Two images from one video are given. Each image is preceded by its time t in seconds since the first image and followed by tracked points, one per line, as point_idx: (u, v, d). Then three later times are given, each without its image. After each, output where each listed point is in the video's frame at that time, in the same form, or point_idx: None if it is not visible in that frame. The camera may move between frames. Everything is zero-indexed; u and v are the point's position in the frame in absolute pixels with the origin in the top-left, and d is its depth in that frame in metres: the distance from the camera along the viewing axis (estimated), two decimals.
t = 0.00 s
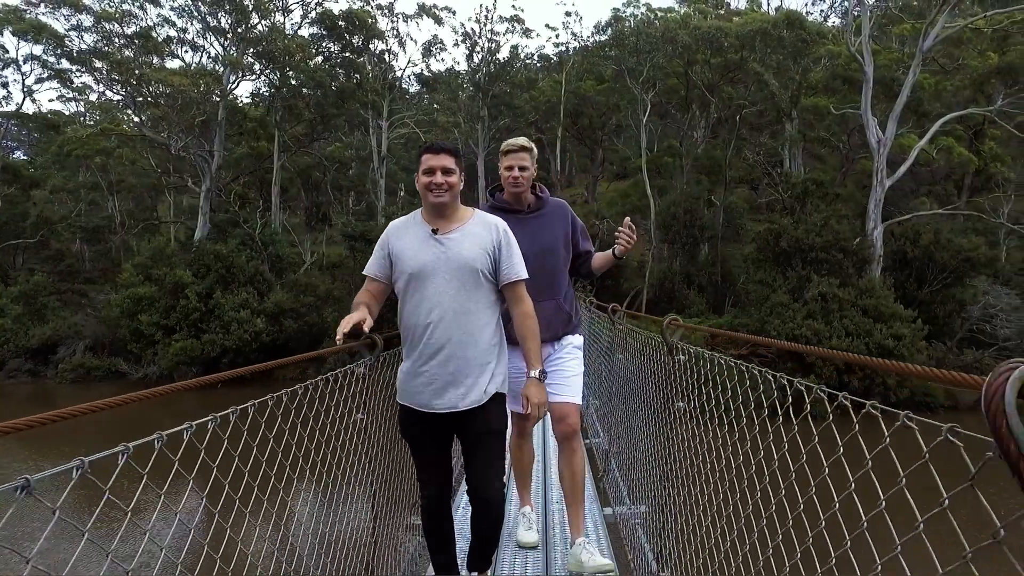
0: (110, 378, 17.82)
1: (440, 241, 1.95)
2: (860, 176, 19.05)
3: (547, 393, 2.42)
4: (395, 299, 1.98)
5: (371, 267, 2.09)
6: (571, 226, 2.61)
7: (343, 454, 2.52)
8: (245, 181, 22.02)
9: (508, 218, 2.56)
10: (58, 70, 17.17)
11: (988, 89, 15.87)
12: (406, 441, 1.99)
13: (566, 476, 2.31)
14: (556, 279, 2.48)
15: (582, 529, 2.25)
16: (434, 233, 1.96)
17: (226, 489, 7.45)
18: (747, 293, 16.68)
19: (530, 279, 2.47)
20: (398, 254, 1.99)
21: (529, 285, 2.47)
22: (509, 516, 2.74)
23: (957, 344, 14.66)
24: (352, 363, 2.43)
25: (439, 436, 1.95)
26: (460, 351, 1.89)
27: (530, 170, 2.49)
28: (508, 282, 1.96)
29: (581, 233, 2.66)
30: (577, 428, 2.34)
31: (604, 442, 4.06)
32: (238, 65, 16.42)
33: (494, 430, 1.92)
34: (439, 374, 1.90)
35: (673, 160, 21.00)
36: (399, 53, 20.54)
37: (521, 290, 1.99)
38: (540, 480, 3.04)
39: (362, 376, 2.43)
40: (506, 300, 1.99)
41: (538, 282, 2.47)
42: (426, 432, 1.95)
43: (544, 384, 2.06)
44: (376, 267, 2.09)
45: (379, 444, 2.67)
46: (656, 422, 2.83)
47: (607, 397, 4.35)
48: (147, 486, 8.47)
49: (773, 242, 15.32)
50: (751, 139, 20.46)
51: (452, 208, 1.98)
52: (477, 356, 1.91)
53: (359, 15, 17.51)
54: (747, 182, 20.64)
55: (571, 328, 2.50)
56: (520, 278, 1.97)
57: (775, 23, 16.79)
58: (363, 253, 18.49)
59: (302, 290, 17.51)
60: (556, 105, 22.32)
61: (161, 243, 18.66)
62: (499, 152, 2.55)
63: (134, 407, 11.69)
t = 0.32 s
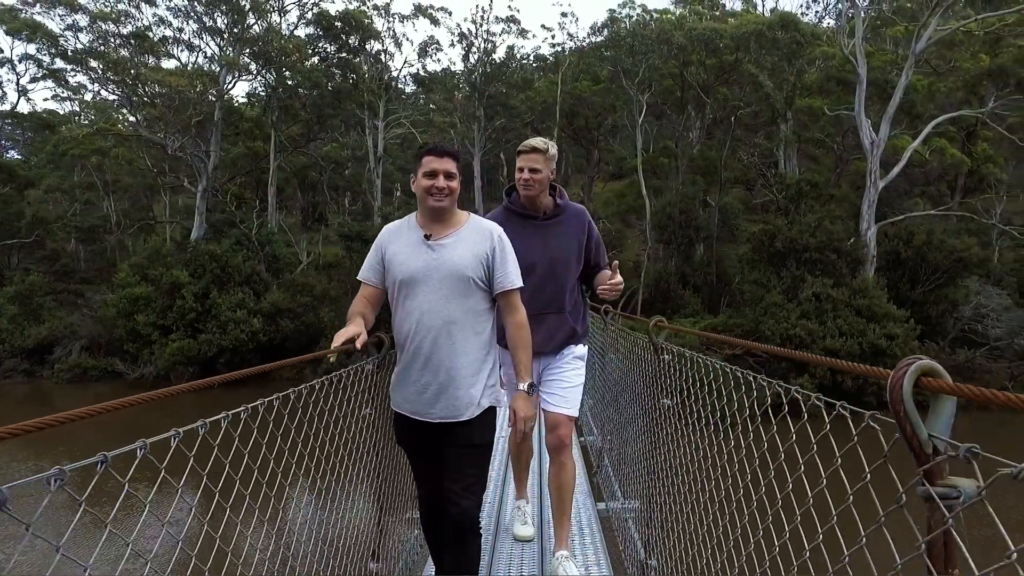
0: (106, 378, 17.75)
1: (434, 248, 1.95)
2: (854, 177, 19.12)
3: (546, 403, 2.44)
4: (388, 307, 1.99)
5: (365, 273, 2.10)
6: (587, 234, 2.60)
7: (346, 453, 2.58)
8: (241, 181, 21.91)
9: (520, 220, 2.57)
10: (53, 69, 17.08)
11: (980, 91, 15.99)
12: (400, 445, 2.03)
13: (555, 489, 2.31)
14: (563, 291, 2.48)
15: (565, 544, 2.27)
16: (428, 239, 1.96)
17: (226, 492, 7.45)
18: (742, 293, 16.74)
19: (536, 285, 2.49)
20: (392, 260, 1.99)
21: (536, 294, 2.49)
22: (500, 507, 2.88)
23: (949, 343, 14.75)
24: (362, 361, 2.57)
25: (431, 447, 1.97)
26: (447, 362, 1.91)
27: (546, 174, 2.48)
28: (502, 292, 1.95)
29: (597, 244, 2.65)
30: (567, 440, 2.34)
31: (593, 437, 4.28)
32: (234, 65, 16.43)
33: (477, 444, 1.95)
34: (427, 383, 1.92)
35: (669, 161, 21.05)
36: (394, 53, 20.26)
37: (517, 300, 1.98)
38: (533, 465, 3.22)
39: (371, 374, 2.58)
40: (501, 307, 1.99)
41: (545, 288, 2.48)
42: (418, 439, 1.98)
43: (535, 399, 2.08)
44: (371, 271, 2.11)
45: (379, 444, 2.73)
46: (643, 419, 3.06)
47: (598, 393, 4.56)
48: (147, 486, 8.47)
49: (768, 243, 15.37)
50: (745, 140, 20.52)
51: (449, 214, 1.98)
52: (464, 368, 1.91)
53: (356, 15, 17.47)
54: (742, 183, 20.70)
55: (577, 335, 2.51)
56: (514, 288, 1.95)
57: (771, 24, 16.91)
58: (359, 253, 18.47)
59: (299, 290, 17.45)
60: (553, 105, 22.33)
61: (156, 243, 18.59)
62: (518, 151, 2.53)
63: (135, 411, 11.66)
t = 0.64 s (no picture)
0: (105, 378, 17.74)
1: (434, 246, 1.95)
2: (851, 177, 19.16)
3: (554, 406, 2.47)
4: (384, 301, 2.00)
5: (366, 264, 2.11)
6: (609, 236, 2.49)
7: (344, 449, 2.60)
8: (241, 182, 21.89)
9: (543, 212, 2.49)
10: (53, 70, 17.09)
11: (976, 92, 16.05)
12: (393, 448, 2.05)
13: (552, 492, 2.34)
14: (572, 294, 2.44)
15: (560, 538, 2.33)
16: (430, 237, 1.97)
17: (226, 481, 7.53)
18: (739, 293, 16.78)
19: (545, 284, 2.44)
20: (391, 254, 2.00)
21: (542, 296, 2.45)
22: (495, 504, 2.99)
23: (945, 344, 14.78)
24: (359, 356, 2.62)
25: (429, 450, 1.99)
26: (436, 362, 1.92)
27: (573, 170, 2.40)
28: (502, 297, 1.95)
29: (616, 252, 2.51)
30: (573, 443, 2.43)
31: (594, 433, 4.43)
32: (233, 66, 16.47)
33: (470, 449, 1.95)
34: (411, 382, 1.94)
35: (667, 162, 21.09)
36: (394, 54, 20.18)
37: (516, 305, 1.97)
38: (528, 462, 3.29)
39: (369, 368, 2.63)
40: (498, 311, 1.98)
41: (557, 288, 2.43)
42: (407, 445, 2.00)
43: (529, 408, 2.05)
44: (371, 263, 2.12)
45: (375, 440, 2.76)
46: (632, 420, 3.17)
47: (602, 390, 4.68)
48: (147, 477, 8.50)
49: (764, 244, 15.40)
50: (743, 141, 20.56)
51: (454, 212, 1.98)
52: (453, 370, 1.92)
53: (355, 16, 17.51)
54: (740, 183, 20.72)
55: (589, 340, 2.46)
56: (514, 295, 1.95)
57: (768, 27, 17.18)
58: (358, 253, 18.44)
59: (298, 290, 17.44)
60: (552, 106, 22.35)
61: (156, 243, 18.60)
62: (546, 142, 2.45)
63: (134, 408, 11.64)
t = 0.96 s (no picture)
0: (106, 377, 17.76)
1: (441, 239, 1.97)
2: (849, 178, 19.18)
3: (559, 403, 2.49)
4: (387, 292, 2.01)
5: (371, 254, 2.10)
6: (616, 235, 2.49)
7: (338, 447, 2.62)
8: (242, 182, 21.88)
9: (550, 209, 2.50)
10: (54, 71, 17.11)
11: (973, 93, 16.11)
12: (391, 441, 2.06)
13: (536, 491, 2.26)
14: (577, 290, 2.45)
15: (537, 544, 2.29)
16: (437, 230, 1.98)
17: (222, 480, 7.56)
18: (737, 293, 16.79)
19: (550, 278, 2.45)
20: (398, 245, 2.00)
21: (547, 291, 2.45)
22: (497, 497, 3.02)
23: (941, 343, 14.81)
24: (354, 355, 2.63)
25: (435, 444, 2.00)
26: (441, 354, 1.93)
27: (583, 166, 2.40)
28: (507, 292, 1.97)
29: (623, 250, 2.50)
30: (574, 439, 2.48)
31: (590, 428, 4.47)
32: (233, 67, 16.51)
33: (474, 443, 1.97)
34: (412, 372, 1.94)
35: (666, 163, 21.12)
36: (393, 53, 19.87)
37: (520, 301, 2.00)
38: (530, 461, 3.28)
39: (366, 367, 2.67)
40: (502, 306, 2.01)
41: (562, 284, 2.44)
42: (407, 435, 1.95)
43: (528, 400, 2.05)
44: (376, 253, 2.12)
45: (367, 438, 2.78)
46: (628, 414, 3.21)
47: (596, 386, 4.75)
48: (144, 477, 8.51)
49: (762, 244, 15.41)
50: (741, 141, 20.58)
51: (465, 208, 1.99)
52: (456, 363, 1.93)
53: (356, 18, 17.55)
54: (739, 183, 20.75)
55: (592, 337, 2.47)
56: (519, 290, 1.98)
57: (766, 27, 17.07)
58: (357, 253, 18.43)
59: (298, 290, 17.44)
60: (551, 106, 22.35)
61: (156, 244, 18.61)
62: (554, 139, 2.45)
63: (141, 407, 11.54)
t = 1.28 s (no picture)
0: (107, 378, 17.79)
1: (440, 251, 1.96)
2: (846, 179, 19.24)
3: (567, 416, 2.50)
4: (388, 308, 1.98)
5: (366, 272, 2.02)
6: (613, 241, 2.51)
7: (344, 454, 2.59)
8: (242, 183, 21.88)
9: (545, 218, 2.49)
10: (54, 72, 17.10)
11: (968, 95, 16.17)
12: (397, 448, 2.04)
13: (535, 496, 2.26)
14: (578, 297, 2.45)
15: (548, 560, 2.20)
16: (435, 242, 1.97)
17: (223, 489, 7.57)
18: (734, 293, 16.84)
19: (551, 286, 2.44)
20: (395, 260, 1.97)
21: (548, 298, 2.44)
22: (499, 498, 3.01)
23: (936, 343, 14.87)
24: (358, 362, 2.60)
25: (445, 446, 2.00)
26: (450, 363, 1.93)
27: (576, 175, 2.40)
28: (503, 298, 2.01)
29: (621, 257, 2.54)
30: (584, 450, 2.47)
31: (588, 426, 4.51)
32: (233, 69, 16.52)
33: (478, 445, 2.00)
34: (421, 384, 1.93)
35: (664, 164, 21.17)
36: (392, 55, 19.89)
37: (515, 305, 2.04)
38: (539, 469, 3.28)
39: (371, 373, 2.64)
40: (500, 314, 2.04)
41: (563, 292, 2.43)
42: (416, 445, 1.93)
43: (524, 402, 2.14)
44: (371, 270, 2.01)
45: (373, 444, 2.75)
46: (625, 415, 3.23)
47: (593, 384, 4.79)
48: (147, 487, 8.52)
49: (759, 244, 15.43)
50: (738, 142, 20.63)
51: (460, 219, 1.99)
52: (464, 370, 1.94)
53: (355, 19, 17.58)
54: (737, 184, 20.80)
55: (595, 345, 2.47)
56: (515, 294, 2.03)
57: (763, 29, 17.10)
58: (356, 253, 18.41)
59: (299, 290, 17.49)
60: (549, 107, 22.35)
61: (156, 244, 18.61)
62: (546, 148, 2.45)
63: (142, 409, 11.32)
